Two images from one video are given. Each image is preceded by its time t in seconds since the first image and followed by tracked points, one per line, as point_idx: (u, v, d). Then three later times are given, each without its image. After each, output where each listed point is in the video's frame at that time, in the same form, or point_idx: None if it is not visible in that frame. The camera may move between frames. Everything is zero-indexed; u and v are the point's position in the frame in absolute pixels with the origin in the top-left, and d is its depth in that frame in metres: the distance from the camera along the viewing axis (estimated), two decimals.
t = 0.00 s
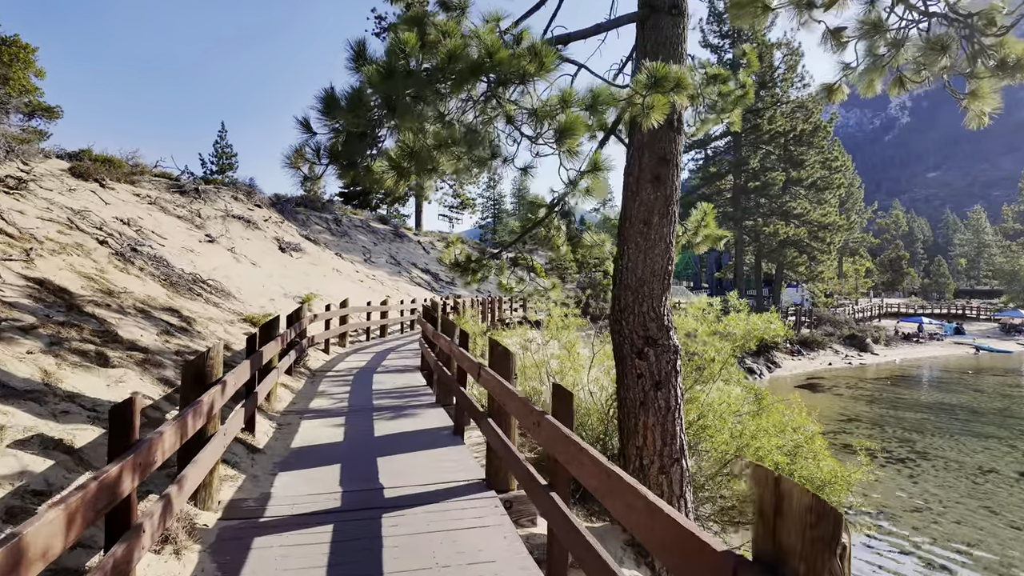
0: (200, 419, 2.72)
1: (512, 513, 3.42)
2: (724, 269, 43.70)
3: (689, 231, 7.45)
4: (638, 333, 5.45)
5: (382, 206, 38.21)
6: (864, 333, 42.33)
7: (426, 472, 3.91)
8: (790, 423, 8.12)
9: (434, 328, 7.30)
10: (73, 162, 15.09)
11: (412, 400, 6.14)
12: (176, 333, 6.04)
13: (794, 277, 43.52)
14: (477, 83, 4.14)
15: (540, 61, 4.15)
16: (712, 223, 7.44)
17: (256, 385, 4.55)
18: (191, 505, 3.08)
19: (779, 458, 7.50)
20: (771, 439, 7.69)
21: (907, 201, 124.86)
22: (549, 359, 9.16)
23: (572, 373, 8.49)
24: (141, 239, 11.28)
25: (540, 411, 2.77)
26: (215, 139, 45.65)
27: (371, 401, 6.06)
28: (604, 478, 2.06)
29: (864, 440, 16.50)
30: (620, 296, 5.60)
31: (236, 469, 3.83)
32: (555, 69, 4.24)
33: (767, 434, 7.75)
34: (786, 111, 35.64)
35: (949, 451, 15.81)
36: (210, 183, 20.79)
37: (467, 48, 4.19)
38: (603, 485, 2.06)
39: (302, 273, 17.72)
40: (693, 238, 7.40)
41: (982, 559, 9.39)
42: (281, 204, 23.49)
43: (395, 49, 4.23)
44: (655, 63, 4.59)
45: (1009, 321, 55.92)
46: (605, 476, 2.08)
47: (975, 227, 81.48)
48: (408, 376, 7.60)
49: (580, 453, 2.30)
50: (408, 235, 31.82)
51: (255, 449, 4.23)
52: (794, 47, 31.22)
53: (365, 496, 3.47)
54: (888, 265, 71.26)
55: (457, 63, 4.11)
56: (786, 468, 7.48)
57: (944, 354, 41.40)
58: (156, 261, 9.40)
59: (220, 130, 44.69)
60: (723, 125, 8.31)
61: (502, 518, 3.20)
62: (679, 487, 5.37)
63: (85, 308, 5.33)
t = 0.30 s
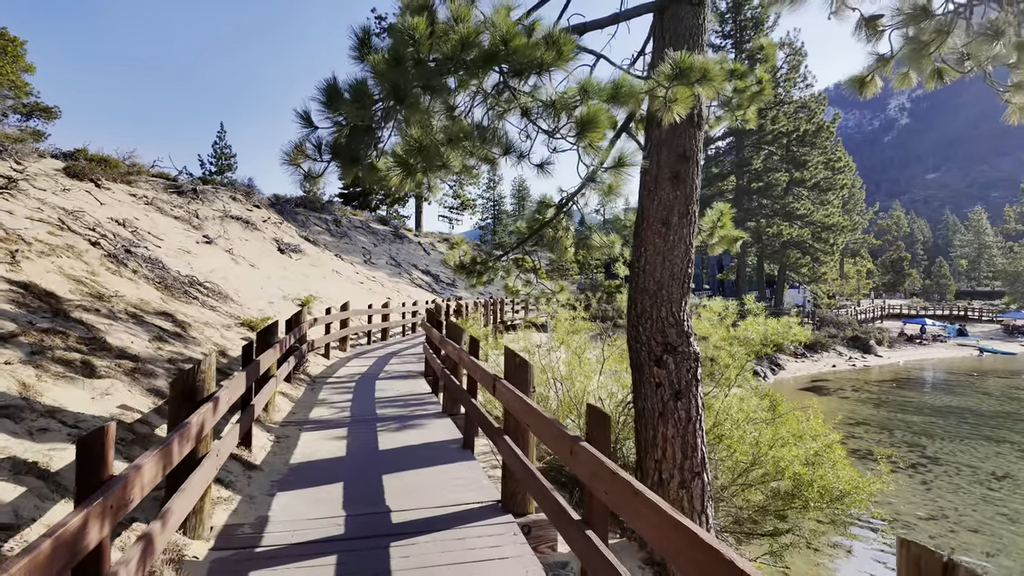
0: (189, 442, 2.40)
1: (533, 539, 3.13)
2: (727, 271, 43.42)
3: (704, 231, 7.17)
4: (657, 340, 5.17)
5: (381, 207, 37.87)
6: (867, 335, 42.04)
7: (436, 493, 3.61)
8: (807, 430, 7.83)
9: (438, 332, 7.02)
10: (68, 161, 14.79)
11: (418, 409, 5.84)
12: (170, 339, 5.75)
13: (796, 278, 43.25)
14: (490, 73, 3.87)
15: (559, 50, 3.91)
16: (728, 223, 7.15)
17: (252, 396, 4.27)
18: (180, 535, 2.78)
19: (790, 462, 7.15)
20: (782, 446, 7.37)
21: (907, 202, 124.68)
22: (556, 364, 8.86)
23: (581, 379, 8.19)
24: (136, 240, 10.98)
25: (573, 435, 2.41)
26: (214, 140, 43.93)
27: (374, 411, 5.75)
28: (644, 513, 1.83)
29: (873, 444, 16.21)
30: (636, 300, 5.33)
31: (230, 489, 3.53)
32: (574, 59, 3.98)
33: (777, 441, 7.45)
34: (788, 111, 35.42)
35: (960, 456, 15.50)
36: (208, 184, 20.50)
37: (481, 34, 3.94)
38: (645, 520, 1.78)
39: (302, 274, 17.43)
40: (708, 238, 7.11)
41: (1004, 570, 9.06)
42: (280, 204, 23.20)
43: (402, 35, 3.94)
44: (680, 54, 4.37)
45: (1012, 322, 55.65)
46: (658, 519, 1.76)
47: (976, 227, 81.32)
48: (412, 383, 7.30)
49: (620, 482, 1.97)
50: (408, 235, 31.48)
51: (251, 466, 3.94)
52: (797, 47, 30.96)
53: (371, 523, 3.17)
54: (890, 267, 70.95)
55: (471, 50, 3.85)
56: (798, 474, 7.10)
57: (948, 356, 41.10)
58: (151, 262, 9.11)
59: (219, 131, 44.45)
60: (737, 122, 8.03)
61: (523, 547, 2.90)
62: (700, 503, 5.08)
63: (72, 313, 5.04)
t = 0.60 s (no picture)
0: (168, 458, 2.11)
1: (548, 561, 2.83)
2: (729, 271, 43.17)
3: (718, 228, 6.88)
4: (674, 341, 4.89)
5: (381, 206, 37.62)
6: (870, 335, 41.76)
7: (441, 511, 3.32)
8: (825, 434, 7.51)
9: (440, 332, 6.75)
10: (62, 159, 14.50)
11: (420, 415, 5.55)
12: (160, 341, 5.46)
13: (798, 278, 42.97)
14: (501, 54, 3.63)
15: (573, 29, 3.62)
16: (742, 220, 6.87)
17: (245, 403, 4.00)
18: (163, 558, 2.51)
19: (805, 467, 6.83)
20: (794, 450, 7.04)
21: (907, 202, 124.55)
22: (562, 365, 8.58)
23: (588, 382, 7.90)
24: (130, 239, 10.69)
25: (606, 454, 2.11)
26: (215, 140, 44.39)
27: (375, 417, 5.45)
28: (701, 555, 1.49)
29: (883, 447, 15.91)
30: (650, 300, 5.05)
31: (219, 506, 3.24)
32: (591, 39, 3.70)
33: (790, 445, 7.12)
34: (790, 110, 35.20)
35: (971, 459, 15.22)
36: (205, 183, 20.20)
37: (491, 9, 3.67)
38: (698, 563, 1.48)
39: (300, 274, 17.13)
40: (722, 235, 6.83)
41: None
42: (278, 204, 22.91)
43: (405, 12, 3.70)
44: (701, 36, 4.13)
45: (1014, 322, 55.40)
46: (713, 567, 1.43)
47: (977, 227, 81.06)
48: (413, 386, 7.01)
49: (665, 512, 1.67)
50: (407, 235, 31.20)
51: (243, 478, 3.66)
52: (800, 45, 30.66)
53: (372, 544, 2.88)
54: (891, 267, 70.72)
55: (480, 29, 3.60)
56: (812, 479, 6.77)
57: (952, 357, 40.81)
58: (144, 261, 8.82)
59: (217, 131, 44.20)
60: (751, 115, 7.76)
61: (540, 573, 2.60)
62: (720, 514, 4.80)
63: (54, 314, 4.75)
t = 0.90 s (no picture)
0: (148, 491, 1.84)
1: None
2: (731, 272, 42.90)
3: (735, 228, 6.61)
4: (696, 349, 4.62)
5: (381, 207, 37.37)
6: (874, 336, 41.48)
7: (454, 536, 3.05)
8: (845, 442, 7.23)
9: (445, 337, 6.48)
10: (58, 158, 14.23)
11: (426, 424, 5.27)
12: (152, 346, 5.19)
13: (802, 279, 42.70)
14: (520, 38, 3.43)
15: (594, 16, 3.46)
16: (760, 219, 6.60)
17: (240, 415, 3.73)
18: None
19: (825, 475, 6.51)
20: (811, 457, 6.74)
21: (908, 202, 124.31)
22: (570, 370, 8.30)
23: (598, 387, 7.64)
24: (126, 239, 10.42)
25: (656, 489, 1.73)
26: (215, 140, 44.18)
27: (378, 427, 5.18)
28: None
29: (893, 451, 15.63)
30: (670, 303, 4.79)
31: (211, 531, 2.97)
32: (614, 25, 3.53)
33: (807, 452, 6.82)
34: (794, 110, 34.93)
35: (983, 463, 14.95)
36: (204, 183, 19.94)
37: None
38: None
39: (300, 275, 16.87)
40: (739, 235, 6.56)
41: None
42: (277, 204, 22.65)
43: None
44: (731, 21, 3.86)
45: (1018, 323, 55.11)
46: None
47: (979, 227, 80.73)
48: (418, 392, 6.73)
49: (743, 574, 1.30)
50: (408, 236, 30.92)
51: (238, 497, 3.39)
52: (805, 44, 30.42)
53: None
54: (893, 267, 70.34)
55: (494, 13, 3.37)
56: (831, 488, 6.46)
57: (956, 358, 40.54)
58: (139, 262, 8.54)
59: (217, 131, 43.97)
60: (767, 111, 7.48)
61: None
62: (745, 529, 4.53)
63: (39, 319, 4.48)
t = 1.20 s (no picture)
0: (128, 527, 1.57)
1: None
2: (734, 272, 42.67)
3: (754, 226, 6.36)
4: (720, 352, 4.37)
5: (382, 207, 37.15)
6: (878, 337, 41.22)
7: (471, 559, 2.78)
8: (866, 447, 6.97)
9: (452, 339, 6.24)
10: (55, 156, 14.00)
11: (434, 431, 5.02)
12: (147, 350, 4.93)
13: (805, 280, 42.47)
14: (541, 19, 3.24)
15: None
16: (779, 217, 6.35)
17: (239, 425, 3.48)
18: None
19: (850, 484, 6.22)
20: (836, 464, 6.49)
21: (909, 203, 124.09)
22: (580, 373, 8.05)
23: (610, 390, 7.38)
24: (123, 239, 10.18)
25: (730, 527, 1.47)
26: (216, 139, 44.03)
27: (384, 434, 4.92)
28: None
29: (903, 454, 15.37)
30: (692, 304, 4.55)
31: (206, 553, 2.71)
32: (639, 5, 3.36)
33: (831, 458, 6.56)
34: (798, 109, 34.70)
35: (996, 467, 14.69)
36: (204, 182, 19.71)
37: None
38: None
39: (301, 275, 16.62)
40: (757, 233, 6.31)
41: None
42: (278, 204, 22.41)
43: None
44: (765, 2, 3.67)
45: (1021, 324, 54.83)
46: None
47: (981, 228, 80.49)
48: (424, 397, 6.48)
49: None
50: (409, 236, 30.65)
51: (236, 514, 3.13)
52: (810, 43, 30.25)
53: None
54: (896, 268, 70.04)
55: None
56: (857, 497, 6.17)
57: (961, 359, 40.28)
58: (136, 262, 8.30)
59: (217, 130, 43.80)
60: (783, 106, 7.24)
61: None
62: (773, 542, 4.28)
63: (26, 321, 4.22)
